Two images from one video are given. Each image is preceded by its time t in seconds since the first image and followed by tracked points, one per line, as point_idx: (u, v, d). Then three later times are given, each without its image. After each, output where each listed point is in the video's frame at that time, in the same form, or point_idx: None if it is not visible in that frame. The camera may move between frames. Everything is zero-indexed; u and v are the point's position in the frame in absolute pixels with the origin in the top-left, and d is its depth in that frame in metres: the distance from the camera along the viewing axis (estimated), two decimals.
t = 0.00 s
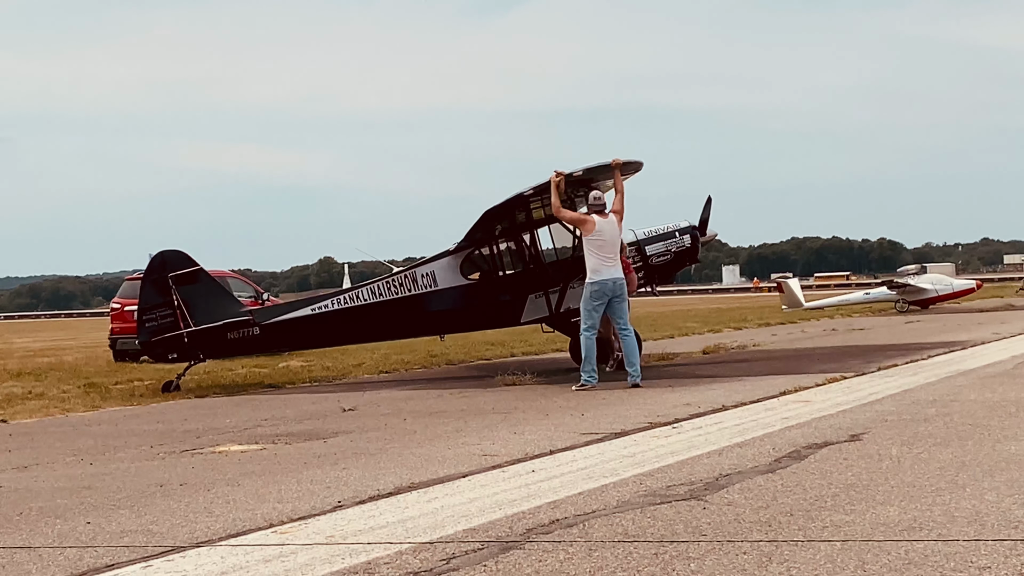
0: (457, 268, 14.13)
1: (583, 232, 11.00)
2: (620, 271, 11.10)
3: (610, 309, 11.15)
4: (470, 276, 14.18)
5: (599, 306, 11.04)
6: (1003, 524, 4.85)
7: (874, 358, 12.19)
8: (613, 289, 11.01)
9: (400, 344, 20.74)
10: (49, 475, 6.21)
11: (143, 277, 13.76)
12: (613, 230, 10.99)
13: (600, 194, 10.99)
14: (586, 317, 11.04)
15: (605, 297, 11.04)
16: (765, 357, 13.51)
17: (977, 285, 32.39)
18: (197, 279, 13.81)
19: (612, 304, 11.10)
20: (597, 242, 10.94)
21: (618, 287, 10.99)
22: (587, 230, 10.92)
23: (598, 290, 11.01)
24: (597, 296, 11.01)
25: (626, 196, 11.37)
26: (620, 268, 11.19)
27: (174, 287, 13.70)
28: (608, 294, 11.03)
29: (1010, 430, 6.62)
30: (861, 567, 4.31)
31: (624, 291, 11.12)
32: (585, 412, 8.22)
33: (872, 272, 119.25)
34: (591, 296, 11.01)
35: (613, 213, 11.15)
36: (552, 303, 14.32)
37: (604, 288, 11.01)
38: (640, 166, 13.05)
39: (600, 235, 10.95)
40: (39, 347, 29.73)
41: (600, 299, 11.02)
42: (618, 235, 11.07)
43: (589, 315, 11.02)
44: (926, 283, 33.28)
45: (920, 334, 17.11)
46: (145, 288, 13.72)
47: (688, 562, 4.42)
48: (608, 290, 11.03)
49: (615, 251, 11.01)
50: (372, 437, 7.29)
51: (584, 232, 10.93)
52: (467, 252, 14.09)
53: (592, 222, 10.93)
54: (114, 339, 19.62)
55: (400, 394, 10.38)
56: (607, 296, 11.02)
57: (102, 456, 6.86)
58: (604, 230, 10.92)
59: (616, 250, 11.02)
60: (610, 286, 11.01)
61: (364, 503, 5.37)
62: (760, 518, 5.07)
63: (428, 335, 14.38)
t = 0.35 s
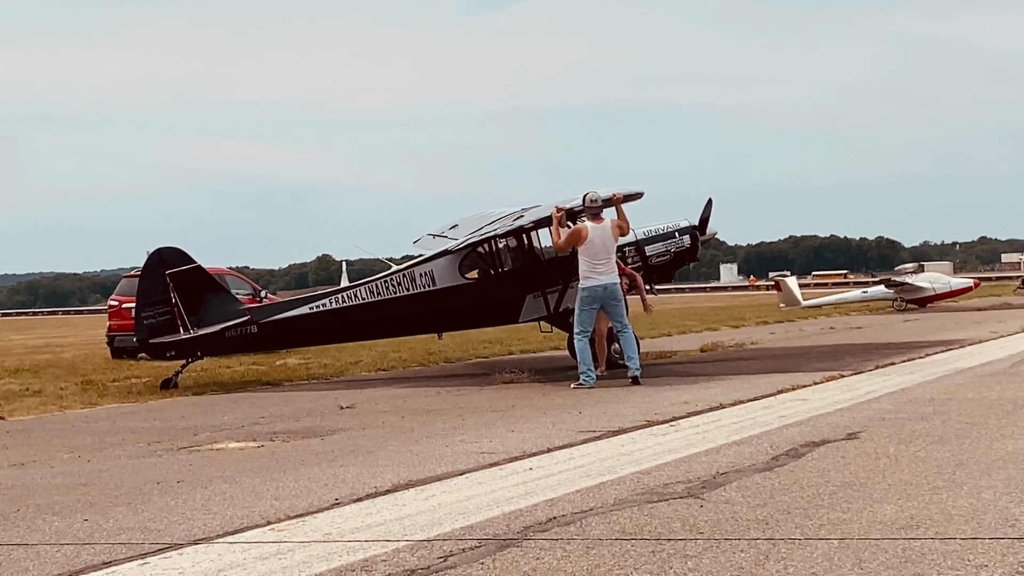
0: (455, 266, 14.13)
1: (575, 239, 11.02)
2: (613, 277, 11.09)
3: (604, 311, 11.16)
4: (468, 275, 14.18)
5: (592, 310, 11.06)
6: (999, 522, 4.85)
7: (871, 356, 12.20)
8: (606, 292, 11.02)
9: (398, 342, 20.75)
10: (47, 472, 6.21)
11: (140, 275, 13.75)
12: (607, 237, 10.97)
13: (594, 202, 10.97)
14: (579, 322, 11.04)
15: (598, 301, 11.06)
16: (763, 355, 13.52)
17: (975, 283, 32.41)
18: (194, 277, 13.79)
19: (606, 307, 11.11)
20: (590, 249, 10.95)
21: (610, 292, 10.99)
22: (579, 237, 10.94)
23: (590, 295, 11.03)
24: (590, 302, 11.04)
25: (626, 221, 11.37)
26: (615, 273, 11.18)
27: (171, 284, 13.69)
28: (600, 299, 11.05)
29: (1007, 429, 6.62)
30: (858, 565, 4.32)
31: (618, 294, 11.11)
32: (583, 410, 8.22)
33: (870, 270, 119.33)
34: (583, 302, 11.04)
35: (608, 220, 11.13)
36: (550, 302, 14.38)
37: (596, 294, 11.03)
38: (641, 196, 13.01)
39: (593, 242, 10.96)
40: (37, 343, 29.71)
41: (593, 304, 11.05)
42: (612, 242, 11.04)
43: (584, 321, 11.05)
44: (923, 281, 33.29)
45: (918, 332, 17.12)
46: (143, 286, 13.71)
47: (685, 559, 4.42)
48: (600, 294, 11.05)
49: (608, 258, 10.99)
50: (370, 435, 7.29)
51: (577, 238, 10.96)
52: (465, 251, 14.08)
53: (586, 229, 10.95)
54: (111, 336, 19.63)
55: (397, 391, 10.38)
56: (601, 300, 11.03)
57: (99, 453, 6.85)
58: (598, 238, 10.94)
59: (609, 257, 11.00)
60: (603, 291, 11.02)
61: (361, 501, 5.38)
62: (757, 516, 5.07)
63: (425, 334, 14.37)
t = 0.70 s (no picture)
0: (452, 264, 14.13)
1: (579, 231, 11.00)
2: (617, 268, 11.09)
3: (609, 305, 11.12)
4: (465, 272, 14.18)
5: (598, 302, 11.01)
6: (998, 520, 4.85)
7: (871, 354, 12.20)
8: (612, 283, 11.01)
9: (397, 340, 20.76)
10: (45, 470, 6.21)
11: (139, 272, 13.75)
12: (610, 227, 10.97)
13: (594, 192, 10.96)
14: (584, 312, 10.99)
15: (603, 294, 11.01)
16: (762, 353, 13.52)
17: (974, 282, 32.41)
18: (192, 275, 13.79)
19: (611, 301, 11.08)
20: (594, 241, 10.93)
21: (617, 283, 11.01)
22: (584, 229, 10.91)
23: (597, 286, 10.98)
24: (596, 292, 10.98)
25: (622, 194, 11.36)
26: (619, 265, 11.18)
27: (170, 282, 13.70)
28: (605, 291, 11.00)
29: (1006, 427, 6.62)
30: (857, 563, 4.32)
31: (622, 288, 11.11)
32: (581, 408, 8.22)
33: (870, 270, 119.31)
34: (589, 293, 10.97)
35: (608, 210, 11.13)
36: (547, 299, 14.33)
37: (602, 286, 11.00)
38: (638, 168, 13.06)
39: (596, 233, 10.94)
40: (35, 341, 29.68)
41: (598, 296, 10.99)
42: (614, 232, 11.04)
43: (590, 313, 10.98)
44: (922, 279, 33.29)
45: (917, 331, 17.12)
46: (141, 283, 13.71)
47: (684, 557, 4.42)
48: (606, 286, 11.01)
49: (612, 248, 10.99)
50: (368, 432, 7.29)
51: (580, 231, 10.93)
52: (462, 248, 14.09)
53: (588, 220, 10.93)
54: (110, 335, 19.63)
55: (396, 389, 10.38)
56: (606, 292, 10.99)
57: (97, 451, 6.85)
58: (600, 227, 10.92)
59: (613, 247, 11.01)
60: (608, 283, 10.98)
61: (360, 499, 5.38)
62: (756, 514, 5.07)
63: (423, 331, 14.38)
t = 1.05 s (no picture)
0: (452, 264, 14.14)
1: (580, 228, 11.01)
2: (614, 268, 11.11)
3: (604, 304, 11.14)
4: (465, 272, 14.18)
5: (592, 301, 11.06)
6: (997, 519, 4.85)
7: (870, 353, 12.20)
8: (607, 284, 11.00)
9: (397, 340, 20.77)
10: (45, 469, 6.21)
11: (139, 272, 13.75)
12: (610, 226, 10.98)
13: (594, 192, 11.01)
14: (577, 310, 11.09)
15: (598, 293, 11.05)
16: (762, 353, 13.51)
17: (974, 282, 32.42)
18: (193, 275, 13.81)
19: (606, 300, 11.09)
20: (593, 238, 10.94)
21: (611, 283, 10.98)
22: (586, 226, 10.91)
23: (592, 284, 11.00)
24: (590, 292, 11.03)
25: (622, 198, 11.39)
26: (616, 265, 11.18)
27: (170, 281, 13.71)
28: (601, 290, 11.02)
29: (1004, 427, 6.63)
30: (857, 562, 4.32)
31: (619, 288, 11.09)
32: (580, 408, 8.22)
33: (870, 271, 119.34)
34: (585, 291, 11.03)
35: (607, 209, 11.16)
36: (546, 299, 14.38)
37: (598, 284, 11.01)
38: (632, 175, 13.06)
39: (597, 231, 10.96)
40: (35, 340, 29.77)
41: (592, 295, 11.03)
42: (614, 231, 11.07)
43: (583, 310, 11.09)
44: (922, 279, 33.30)
45: (916, 331, 17.14)
46: (141, 282, 13.71)
47: (683, 557, 4.42)
48: (601, 286, 11.02)
49: (610, 247, 11.01)
50: (367, 432, 7.29)
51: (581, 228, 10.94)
52: (462, 248, 14.09)
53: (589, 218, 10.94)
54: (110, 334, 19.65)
55: (396, 389, 10.38)
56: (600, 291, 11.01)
57: (96, 451, 6.85)
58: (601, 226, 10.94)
59: (612, 246, 11.02)
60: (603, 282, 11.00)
61: (359, 498, 5.37)
62: (755, 513, 5.07)
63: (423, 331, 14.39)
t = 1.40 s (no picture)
0: (454, 267, 14.11)
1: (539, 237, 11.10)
2: (578, 276, 11.01)
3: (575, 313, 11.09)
4: (466, 275, 14.17)
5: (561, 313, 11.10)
6: (997, 522, 4.85)
7: (870, 356, 12.20)
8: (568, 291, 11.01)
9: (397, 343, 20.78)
10: (46, 471, 6.21)
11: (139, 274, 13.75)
12: (570, 234, 10.86)
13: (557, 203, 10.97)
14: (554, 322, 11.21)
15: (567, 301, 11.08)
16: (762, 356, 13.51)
17: (973, 284, 32.45)
18: (193, 278, 13.80)
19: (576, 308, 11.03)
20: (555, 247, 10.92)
21: (573, 292, 10.93)
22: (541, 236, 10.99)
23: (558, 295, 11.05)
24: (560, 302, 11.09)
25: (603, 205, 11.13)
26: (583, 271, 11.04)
27: (170, 283, 13.70)
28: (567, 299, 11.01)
29: (1004, 430, 6.63)
30: (857, 566, 4.32)
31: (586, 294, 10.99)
32: (581, 410, 8.23)
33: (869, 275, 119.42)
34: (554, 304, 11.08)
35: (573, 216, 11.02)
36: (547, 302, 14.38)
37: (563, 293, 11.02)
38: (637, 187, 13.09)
39: (557, 239, 10.93)
40: (35, 342, 29.76)
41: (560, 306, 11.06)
42: (577, 239, 10.93)
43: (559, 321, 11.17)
44: (922, 281, 33.32)
45: (917, 333, 17.15)
46: (142, 285, 13.72)
47: (684, 560, 4.42)
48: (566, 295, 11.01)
49: (571, 256, 10.94)
50: (368, 434, 7.29)
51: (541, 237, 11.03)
52: (463, 251, 14.08)
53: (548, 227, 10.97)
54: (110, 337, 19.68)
55: (395, 391, 10.38)
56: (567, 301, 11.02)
57: (97, 453, 6.85)
58: (561, 234, 10.89)
59: (573, 255, 10.94)
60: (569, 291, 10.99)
61: (359, 501, 5.37)
62: (755, 516, 5.07)
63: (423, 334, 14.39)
